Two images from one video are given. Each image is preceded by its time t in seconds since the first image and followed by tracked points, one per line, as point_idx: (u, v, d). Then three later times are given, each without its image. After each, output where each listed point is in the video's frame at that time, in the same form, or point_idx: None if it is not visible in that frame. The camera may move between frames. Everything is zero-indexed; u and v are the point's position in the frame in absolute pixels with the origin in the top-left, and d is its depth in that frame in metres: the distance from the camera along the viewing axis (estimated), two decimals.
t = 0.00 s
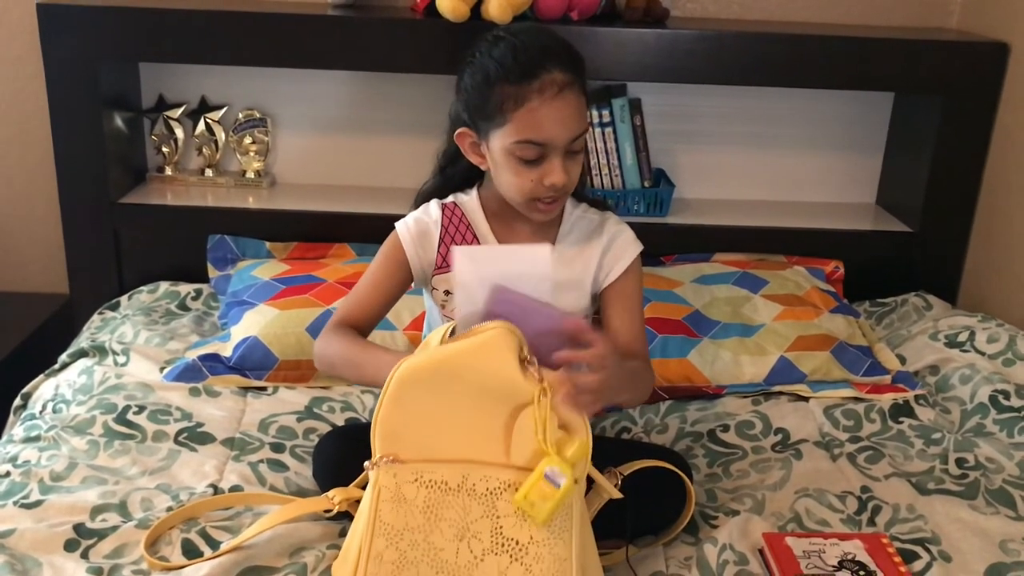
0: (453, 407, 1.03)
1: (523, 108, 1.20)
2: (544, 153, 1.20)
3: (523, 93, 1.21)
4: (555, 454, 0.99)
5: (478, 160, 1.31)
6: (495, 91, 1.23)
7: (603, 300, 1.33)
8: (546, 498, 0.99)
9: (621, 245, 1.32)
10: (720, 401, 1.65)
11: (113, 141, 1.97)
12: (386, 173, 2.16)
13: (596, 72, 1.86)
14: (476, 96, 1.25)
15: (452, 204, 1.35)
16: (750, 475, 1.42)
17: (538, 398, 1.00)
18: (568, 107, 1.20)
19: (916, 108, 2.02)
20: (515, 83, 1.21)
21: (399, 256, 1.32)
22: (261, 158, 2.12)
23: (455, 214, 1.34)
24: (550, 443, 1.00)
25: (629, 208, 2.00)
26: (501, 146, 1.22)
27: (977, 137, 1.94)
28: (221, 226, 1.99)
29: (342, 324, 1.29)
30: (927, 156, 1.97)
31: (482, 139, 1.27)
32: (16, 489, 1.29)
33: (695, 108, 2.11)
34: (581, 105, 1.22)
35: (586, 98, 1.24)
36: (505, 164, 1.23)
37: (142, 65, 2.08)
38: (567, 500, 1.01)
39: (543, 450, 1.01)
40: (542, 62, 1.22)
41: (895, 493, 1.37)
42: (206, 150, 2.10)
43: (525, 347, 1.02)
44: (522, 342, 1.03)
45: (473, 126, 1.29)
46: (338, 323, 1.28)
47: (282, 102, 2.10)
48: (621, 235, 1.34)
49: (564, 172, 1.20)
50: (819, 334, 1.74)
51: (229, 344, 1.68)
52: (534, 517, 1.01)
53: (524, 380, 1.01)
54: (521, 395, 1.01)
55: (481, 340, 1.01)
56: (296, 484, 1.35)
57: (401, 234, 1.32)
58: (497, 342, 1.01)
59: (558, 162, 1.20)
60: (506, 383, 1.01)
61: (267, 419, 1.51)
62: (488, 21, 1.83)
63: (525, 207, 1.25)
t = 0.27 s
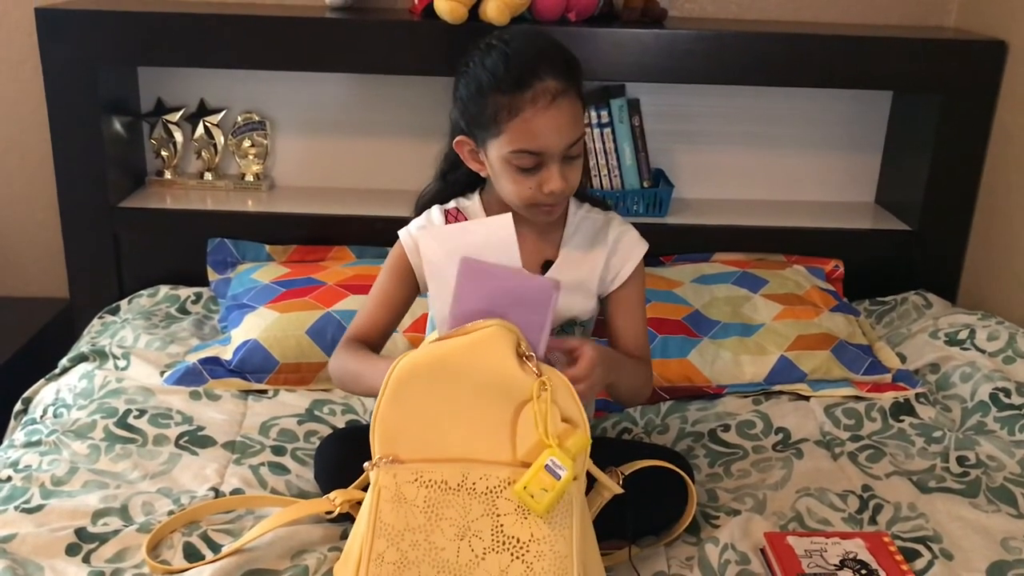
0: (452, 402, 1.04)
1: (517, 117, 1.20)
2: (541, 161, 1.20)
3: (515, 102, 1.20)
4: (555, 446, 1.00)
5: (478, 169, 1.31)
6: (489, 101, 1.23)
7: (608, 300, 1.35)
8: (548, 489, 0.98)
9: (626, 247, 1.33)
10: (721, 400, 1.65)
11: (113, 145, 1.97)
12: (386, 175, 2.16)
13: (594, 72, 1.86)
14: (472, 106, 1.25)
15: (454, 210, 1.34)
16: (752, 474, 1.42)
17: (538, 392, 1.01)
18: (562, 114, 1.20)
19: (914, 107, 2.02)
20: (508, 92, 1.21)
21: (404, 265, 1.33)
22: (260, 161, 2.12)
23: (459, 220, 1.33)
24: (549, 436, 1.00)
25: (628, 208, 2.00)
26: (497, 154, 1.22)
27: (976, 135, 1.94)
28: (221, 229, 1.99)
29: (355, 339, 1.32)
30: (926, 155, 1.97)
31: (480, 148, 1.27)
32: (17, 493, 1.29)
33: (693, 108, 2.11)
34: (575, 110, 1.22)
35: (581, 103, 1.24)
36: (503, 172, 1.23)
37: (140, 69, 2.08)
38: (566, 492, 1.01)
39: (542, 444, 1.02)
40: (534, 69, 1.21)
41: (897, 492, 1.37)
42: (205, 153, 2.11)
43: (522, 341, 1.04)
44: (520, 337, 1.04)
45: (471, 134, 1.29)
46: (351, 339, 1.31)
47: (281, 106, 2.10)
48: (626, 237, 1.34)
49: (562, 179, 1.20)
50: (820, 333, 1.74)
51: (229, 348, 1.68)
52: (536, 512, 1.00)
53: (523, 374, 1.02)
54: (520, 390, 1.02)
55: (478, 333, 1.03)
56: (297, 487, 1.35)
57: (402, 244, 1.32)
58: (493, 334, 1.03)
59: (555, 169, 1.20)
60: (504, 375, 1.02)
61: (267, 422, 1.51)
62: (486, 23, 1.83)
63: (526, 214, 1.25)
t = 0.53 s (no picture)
0: (447, 410, 1.03)
1: (514, 116, 1.20)
2: (537, 160, 1.20)
3: (513, 101, 1.20)
4: (553, 453, 0.99)
5: (478, 167, 1.31)
6: (487, 99, 1.23)
7: (609, 301, 1.35)
8: (546, 497, 0.98)
9: (626, 248, 1.33)
10: (721, 399, 1.65)
11: (112, 148, 1.97)
12: (385, 176, 2.16)
13: (593, 72, 1.86)
14: (471, 103, 1.25)
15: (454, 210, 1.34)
16: (753, 473, 1.42)
17: (534, 398, 1.00)
18: (560, 114, 1.20)
19: (913, 105, 2.02)
20: (506, 90, 1.21)
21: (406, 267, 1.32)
22: (259, 163, 2.12)
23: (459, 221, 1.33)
24: (546, 442, 1.00)
25: (628, 208, 2.00)
26: (495, 153, 1.22)
27: (975, 132, 1.94)
28: (220, 231, 1.99)
29: (359, 342, 1.32)
30: (925, 152, 1.97)
31: (478, 146, 1.27)
32: (17, 497, 1.29)
33: (692, 107, 2.10)
34: (574, 110, 1.22)
35: (580, 102, 1.24)
36: (500, 171, 1.23)
37: (139, 72, 2.08)
38: (565, 497, 1.01)
39: (540, 450, 1.01)
40: (533, 69, 1.21)
41: (897, 490, 1.37)
42: (204, 155, 2.11)
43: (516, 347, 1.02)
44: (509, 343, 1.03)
45: (470, 130, 1.28)
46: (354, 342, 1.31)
47: (280, 107, 2.10)
48: (626, 237, 1.34)
49: (559, 178, 1.20)
50: (820, 331, 1.74)
51: (229, 349, 1.68)
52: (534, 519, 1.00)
53: (519, 380, 1.01)
54: (516, 396, 1.01)
55: (471, 341, 1.02)
56: (298, 489, 1.35)
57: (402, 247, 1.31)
58: (487, 341, 1.02)
59: (552, 168, 1.20)
60: (499, 383, 1.01)
61: (267, 424, 1.51)
62: (484, 23, 1.83)
63: (523, 212, 1.25)
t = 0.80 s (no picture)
0: (446, 414, 1.03)
1: (490, 110, 1.21)
2: (512, 154, 1.20)
3: (490, 94, 1.22)
4: (553, 458, 0.99)
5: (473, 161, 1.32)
6: (471, 93, 1.25)
7: (609, 302, 1.34)
8: (546, 502, 0.99)
9: (624, 249, 1.33)
10: (721, 398, 1.65)
11: (110, 149, 1.97)
12: (383, 175, 2.16)
13: (591, 71, 1.86)
14: (462, 98, 1.28)
15: (454, 207, 1.35)
16: (752, 472, 1.42)
17: (534, 403, 1.01)
18: (534, 108, 1.19)
19: (912, 103, 2.02)
20: (486, 84, 1.23)
21: (407, 258, 1.33)
22: (258, 164, 2.12)
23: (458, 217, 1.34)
24: (547, 446, 1.00)
25: (627, 207, 2.00)
26: (477, 145, 1.24)
27: (974, 130, 1.94)
28: (220, 231, 1.99)
29: (353, 330, 1.29)
30: (924, 150, 1.97)
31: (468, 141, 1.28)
32: (17, 498, 1.29)
33: (690, 106, 2.10)
34: (553, 105, 1.21)
35: (563, 100, 1.23)
36: (482, 164, 1.24)
37: (137, 72, 2.08)
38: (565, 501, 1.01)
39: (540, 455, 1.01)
40: (513, 63, 1.22)
41: (897, 488, 1.37)
42: (203, 156, 2.11)
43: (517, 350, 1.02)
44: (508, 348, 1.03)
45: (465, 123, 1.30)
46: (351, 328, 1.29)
47: (278, 108, 2.10)
48: (624, 238, 1.34)
49: (530, 172, 1.19)
50: (819, 330, 1.74)
51: (229, 350, 1.68)
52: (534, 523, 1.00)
53: (519, 385, 1.01)
54: (516, 401, 1.01)
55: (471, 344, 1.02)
56: (298, 489, 1.35)
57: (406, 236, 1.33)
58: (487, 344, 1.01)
59: (525, 162, 1.20)
60: (498, 386, 1.01)
61: (267, 424, 1.51)
62: (482, 22, 1.83)
63: (506, 206, 1.26)
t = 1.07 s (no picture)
0: (447, 410, 1.02)
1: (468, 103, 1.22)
2: (495, 144, 1.21)
3: (468, 87, 1.23)
4: (554, 455, 0.99)
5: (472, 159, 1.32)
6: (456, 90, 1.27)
7: (611, 298, 1.34)
8: (546, 499, 0.98)
9: (626, 246, 1.32)
10: (721, 394, 1.65)
11: (108, 146, 1.96)
12: (382, 172, 2.15)
13: (590, 67, 1.86)
14: (452, 97, 1.29)
15: (458, 197, 1.35)
16: (752, 468, 1.41)
17: (535, 399, 1.00)
18: (508, 95, 1.19)
19: (911, 98, 2.01)
20: (465, 78, 1.24)
21: (408, 251, 1.33)
22: (256, 160, 2.11)
23: (462, 208, 1.34)
24: (547, 443, 0.99)
25: (626, 203, 2.00)
26: (466, 141, 1.25)
27: (973, 125, 1.94)
28: (218, 228, 1.98)
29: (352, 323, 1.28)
30: (923, 146, 1.96)
31: (461, 137, 1.29)
32: (15, 495, 1.29)
33: (689, 102, 2.10)
34: (529, 91, 1.20)
35: (540, 85, 1.22)
36: (475, 159, 1.25)
37: (135, 69, 2.07)
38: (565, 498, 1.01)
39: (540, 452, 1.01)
40: (488, 54, 1.23)
41: (897, 484, 1.36)
42: (201, 152, 2.10)
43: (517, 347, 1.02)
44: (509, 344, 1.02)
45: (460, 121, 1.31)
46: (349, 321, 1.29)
47: (277, 104, 2.10)
48: (627, 234, 1.33)
49: (516, 162, 1.19)
50: (819, 326, 1.74)
51: (227, 347, 1.68)
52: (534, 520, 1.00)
53: (520, 381, 1.00)
54: (516, 397, 1.01)
55: (471, 340, 1.01)
56: (296, 486, 1.35)
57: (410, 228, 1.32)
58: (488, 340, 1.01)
59: (508, 151, 1.20)
60: (499, 383, 1.00)
61: (266, 421, 1.51)
62: (480, 18, 1.83)
63: (501, 199, 1.26)
